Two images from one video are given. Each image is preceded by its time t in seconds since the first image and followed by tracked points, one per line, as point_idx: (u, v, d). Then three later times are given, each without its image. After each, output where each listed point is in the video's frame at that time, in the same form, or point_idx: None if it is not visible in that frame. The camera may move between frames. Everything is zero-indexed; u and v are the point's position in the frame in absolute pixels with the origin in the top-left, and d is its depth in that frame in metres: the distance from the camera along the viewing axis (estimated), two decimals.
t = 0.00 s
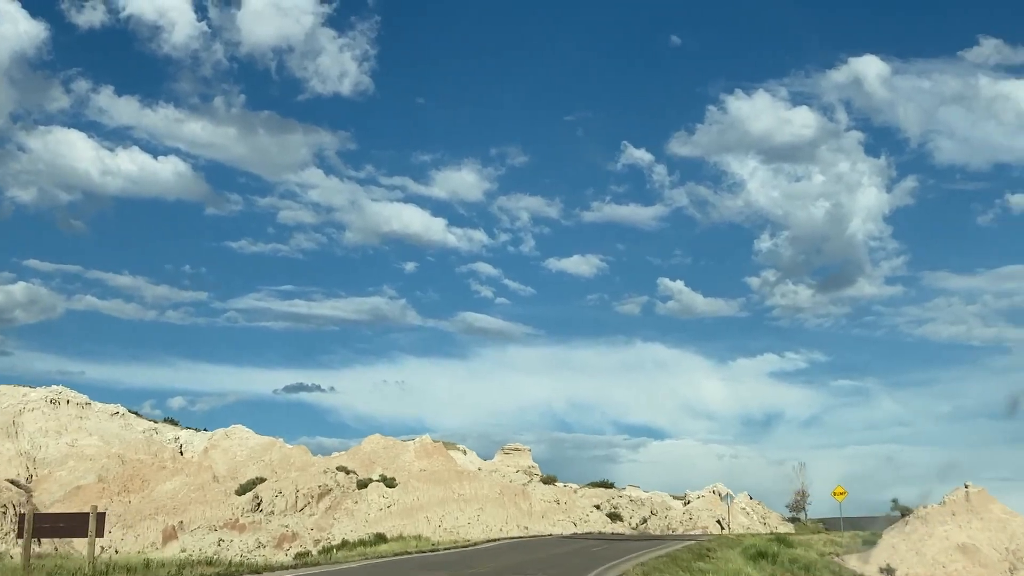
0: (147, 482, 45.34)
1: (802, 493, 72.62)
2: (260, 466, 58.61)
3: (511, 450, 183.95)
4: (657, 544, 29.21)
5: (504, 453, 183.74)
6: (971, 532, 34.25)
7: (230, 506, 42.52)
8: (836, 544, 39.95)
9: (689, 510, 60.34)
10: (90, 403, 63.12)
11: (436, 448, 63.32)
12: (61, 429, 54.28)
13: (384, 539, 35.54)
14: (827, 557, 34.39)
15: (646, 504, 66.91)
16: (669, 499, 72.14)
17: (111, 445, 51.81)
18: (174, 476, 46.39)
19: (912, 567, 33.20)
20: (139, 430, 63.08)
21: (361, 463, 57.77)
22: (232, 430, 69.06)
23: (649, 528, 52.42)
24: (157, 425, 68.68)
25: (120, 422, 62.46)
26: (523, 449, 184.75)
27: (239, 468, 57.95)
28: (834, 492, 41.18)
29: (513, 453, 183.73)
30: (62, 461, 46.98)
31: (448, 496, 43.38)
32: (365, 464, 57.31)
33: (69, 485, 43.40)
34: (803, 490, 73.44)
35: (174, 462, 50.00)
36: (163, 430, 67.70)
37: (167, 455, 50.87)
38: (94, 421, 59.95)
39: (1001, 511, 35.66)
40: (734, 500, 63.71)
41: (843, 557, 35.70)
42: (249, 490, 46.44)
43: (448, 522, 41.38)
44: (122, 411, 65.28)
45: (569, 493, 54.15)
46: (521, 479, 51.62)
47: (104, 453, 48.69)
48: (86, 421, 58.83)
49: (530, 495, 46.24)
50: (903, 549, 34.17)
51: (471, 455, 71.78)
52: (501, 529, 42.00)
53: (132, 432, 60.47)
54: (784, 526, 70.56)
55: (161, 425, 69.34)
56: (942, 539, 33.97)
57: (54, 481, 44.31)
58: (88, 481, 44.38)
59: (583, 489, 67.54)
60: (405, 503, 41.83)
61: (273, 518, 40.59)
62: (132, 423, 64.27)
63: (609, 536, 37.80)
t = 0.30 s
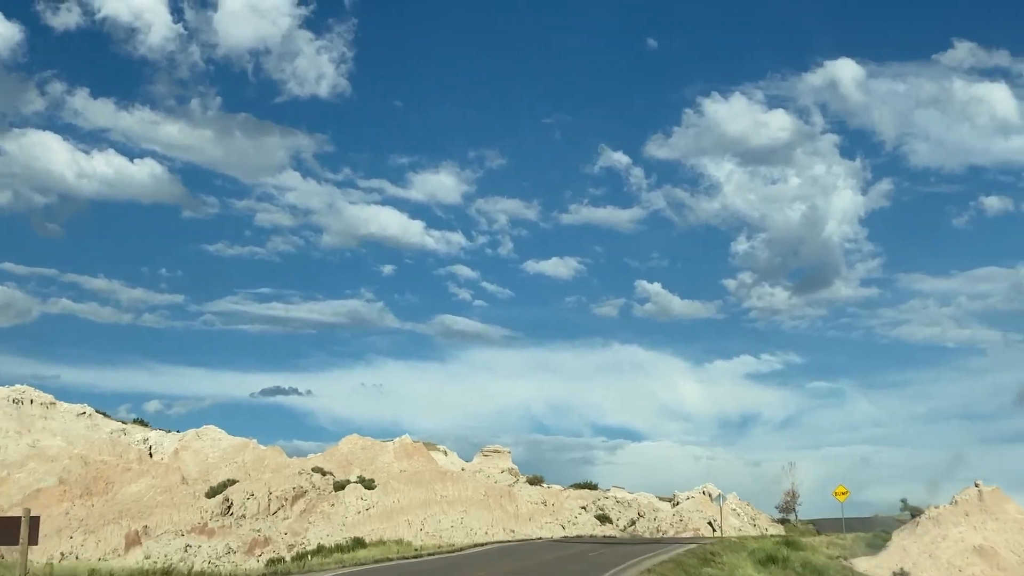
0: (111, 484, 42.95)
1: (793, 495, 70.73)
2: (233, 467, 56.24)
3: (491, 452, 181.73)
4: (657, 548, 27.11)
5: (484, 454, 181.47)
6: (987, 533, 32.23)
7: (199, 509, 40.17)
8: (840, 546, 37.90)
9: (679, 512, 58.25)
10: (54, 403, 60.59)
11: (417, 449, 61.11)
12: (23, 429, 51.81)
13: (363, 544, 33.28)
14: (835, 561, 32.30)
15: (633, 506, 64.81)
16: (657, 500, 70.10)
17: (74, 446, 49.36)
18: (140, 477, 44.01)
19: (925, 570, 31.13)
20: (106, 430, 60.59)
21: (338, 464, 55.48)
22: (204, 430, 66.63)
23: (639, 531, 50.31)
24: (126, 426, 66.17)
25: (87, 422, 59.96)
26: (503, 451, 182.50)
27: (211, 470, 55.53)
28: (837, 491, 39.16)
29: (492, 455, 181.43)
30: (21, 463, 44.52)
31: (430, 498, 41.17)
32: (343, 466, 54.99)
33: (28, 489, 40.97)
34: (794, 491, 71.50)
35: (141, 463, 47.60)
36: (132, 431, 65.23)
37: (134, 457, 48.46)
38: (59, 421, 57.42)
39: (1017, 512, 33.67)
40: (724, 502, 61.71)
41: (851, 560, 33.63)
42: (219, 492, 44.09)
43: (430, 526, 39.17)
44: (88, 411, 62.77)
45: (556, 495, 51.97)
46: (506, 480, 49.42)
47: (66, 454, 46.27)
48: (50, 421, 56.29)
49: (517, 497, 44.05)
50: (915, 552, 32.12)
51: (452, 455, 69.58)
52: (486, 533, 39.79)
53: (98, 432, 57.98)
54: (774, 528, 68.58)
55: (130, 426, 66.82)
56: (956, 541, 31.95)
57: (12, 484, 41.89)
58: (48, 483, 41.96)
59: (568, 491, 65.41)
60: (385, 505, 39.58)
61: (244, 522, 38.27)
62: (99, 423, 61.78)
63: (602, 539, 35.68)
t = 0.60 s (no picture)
0: (66, 486, 40.41)
1: (779, 495, 68.79)
2: (199, 469, 53.75)
3: (466, 453, 179.34)
4: (655, 553, 24.90)
5: (459, 455, 179.08)
6: (1002, 534, 30.15)
7: (159, 513, 37.70)
8: (841, 549, 35.82)
9: (665, 514, 56.10)
10: (12, 403, 57.91)
11: (392, 449, 58.80)
12: None
13: (334, 549, 30.94)
14: (841, 565, 30.19)
15: (617, 508, 62.66)
16: (639, 502, 68.00)
17: (29, 447, 46.76)
18: (98, 479, 41.49)
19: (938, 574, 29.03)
20: (67, 431, 57.97)
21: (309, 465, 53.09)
22: (169, 431, 64.06)
23: (625, 534, 48.12)
24: (88, 426, 63.53)
25: (45, 423, 57.33)
26: (478, 453, 180.11)
27: (176, 472, 52.96)
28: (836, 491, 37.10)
29: (467, 457, 179.05)
30: None
31: (406, 499, 38.87)
32: (314, 467, 52.59)
33: None
34: (780, 492, 69.51)
35: (100, 465, 45.06)
36: (94, 431, 62.60)
37: (92, 458, 45.93)
38: (15, 421, 54.76)
39: None
40: (711, 504, 59.64)
41: (856, 565, 31.52)
42: (182, 495, 41.61)
43: (406, 530, 36.86)
44: (48, 411, 60.11)
45: (538, 496, 49.72)
46: (485, 481, 47.16)
47: (19, 454, 43.69)
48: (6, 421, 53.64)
49: (498, 498, 41.79)
50: (927, 554, 30.01)
51: (429, 456, 67.28)
52: (466, 536, 37.50)
53: (57, 433, 55.36)
54: (761, 530, 66.43)
55: (92, 427, 64.10)
56: (970, 543, 29.86)
57: None
58: None
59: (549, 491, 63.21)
60: (358, 508, 37.23)
61: (207, 527, 35.83)
62: (59, 423, 59.15)
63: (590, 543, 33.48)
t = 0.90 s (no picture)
0: (14, 488, 37.96)
1: (761, 495, 66.99)
2: (161, 470, 51.34)
3: (437, 455, 177.00)
4: (650, 558, 22.87)
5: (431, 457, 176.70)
6: (1015, 534, 28.24)
7: (113, 516, 35.35)
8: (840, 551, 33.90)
9: (646, 515, 54.10)
10: None
11: (363, 450, 56.59)
12: None
13: (301, 555, 28.76)
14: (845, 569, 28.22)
15: (596, 509, 60.63)
16: (618, 502, 66.06)
17: None
18: (49, 481, 39.06)
19: None
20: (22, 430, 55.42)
21: (276, 466, 50.81)
22: (130, 430, 61.57)
23: (607, 537, 46.05)
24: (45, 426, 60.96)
25: None
26: (450, 454, 177.73)
27: (136, 474, 50.54)
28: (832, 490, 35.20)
29: (439, 459, 176.69)
30: None
31: (378, 501, 36.70)
32: (281, 468, 50.31)
33: None
34: (762, 491, 67.71)
35: (53, 466, 42.62)
36: (51, 431, 60.06)
37: (46, 459, 43.49)
38: None
39: None
40: (693, 505, 57.70)
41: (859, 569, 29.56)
42: (139, 497, 39.23)
43: (378, 534, 34.68)
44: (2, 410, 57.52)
45: (516, 497, 47.61)
46: (461, 482, 45.03)
47: None
48: None
49: (475, 500, 39.68)
50: (936, 557, 28.06)
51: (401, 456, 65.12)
52: (441, 540, 35.37)
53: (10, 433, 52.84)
54: (743, 531, 64.44)
55: (49, 427, 61.53)
56: (980, 544, 27.94)
57: None
58: None
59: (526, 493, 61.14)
60: (327, 510, 35.03)
61: (165, 531, 33.53)
62: (14, 423, 56.59)
63: (575, 546, 31.40)
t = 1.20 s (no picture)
0: None
1: (741, 496, 65.21)
2: (117, 472, 48.92)
3: (406, 456, 174.62)
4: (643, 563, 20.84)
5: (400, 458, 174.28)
6: None
7: (60, 521, 32.97)
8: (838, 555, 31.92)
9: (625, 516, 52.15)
10: None
11: (330, 450, 54.37)
12: None
13: (261, 561, 26.57)
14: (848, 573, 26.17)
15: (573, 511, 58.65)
16: (594, 503, 64.15)
17: None
18: None
19: None
20: None
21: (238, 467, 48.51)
22: (87, 430, 59.04)
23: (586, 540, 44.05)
24: None
25: None
26: (419, 456, 175.35)
27: (91, 476, 48.12)
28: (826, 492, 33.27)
29: (408, 460, 174.31)
30: None
31: (345, 502, 34.51)
32: (243, 468, 48.02)
33: None
34: (742, 492, 65.92)
35: None
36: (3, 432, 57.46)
37: None
38: None
39: None
40: (673, 506, 55.80)
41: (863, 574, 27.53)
42: (89, 500, 36.85)
43: (344, 539, 32.50)
44: None
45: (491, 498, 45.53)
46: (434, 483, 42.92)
47: None
48: None
49: (448, 501, 37.56)
50: (946, 563, 26.04)
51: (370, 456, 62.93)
52: (412, 544, 33.24)
53: None
54: (722, 532, 62.66)
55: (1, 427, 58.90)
56: (991, 546, 25.94)
57: None
58: None
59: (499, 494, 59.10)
60: (290, 513, 32.81)
61: (115, 536, 31.21)
62: None
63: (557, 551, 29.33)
